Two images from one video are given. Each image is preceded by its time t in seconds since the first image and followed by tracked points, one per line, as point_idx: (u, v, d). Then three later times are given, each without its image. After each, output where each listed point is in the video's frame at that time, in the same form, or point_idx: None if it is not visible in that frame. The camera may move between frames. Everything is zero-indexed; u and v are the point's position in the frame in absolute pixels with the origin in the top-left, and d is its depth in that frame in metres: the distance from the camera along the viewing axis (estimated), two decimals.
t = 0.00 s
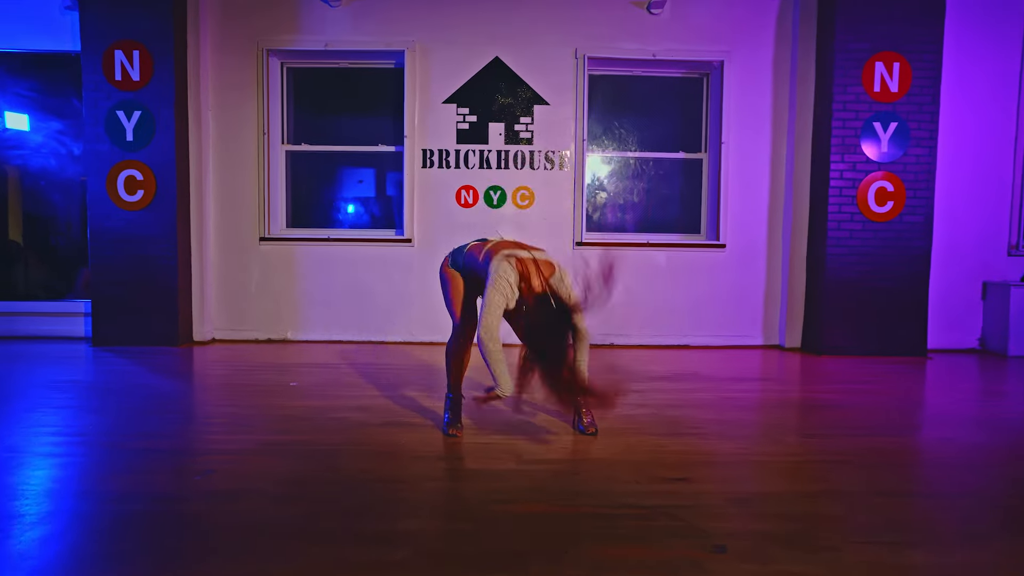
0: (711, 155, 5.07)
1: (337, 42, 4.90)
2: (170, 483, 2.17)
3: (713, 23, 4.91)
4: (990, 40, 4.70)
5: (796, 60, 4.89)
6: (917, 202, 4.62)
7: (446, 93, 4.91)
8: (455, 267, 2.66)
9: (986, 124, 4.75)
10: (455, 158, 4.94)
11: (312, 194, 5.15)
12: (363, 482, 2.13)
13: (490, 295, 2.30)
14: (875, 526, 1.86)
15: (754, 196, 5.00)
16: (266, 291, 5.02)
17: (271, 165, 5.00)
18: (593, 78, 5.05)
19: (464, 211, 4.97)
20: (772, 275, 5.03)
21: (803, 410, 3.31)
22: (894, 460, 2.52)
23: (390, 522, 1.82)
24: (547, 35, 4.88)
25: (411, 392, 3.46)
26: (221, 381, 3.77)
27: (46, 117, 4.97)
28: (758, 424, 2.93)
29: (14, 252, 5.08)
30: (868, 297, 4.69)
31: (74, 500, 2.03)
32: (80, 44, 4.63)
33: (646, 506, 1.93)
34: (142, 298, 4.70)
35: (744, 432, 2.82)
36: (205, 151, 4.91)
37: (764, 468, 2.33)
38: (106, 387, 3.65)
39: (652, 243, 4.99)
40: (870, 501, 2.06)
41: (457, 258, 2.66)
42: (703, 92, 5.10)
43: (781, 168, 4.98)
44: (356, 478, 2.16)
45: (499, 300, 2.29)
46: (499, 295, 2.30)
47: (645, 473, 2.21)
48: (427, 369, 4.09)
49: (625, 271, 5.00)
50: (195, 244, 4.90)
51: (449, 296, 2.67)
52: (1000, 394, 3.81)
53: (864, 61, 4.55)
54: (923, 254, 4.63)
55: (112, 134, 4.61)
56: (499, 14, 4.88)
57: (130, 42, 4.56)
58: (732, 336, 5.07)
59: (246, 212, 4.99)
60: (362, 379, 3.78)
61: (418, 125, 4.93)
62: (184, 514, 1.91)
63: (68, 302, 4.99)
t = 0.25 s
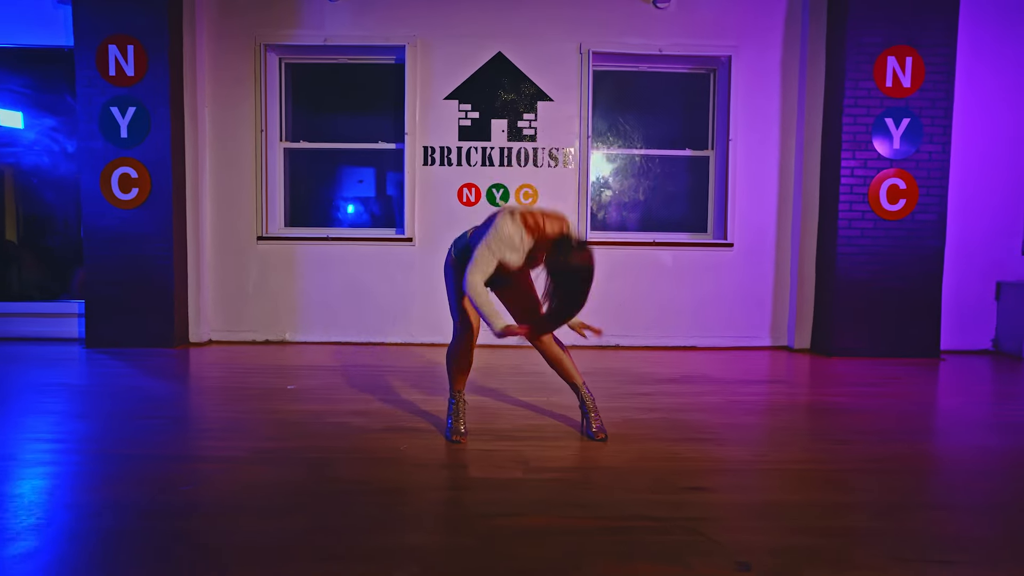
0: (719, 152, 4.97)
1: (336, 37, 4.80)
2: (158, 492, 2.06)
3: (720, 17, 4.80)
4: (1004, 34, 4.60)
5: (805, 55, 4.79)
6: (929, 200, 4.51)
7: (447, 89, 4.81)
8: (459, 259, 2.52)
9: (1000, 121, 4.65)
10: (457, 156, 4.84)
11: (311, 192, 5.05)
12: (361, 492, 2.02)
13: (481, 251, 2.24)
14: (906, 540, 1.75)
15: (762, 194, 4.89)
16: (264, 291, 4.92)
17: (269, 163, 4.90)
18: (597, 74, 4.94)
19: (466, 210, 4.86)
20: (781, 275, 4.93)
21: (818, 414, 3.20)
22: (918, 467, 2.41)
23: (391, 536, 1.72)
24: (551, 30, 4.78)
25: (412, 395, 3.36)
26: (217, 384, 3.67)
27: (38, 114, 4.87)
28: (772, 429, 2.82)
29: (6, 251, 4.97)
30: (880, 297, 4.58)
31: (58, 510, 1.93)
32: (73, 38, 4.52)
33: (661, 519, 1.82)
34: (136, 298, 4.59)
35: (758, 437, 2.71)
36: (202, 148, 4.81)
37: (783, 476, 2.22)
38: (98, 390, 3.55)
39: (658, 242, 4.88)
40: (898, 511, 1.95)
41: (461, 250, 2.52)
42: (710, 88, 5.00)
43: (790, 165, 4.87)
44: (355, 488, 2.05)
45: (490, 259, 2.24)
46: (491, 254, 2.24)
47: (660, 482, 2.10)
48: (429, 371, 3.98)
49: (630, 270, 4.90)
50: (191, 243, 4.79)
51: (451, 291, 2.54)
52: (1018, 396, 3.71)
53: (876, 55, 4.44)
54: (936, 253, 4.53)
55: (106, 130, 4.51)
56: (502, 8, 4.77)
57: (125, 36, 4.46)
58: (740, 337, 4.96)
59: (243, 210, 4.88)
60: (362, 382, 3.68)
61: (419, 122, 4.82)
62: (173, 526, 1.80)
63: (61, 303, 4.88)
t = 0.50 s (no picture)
0: (723, 148, 4.87)
1: (332, 31, 4.69)
2: (139, 501, 1.95)
3: (725, 10, 4.70)
4: (1015, 27, 4.50)
5: (811, 49, 4.68)
6: (939, 196, 4.41)
7: (446, 84, 4.71)
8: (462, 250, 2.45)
9: (1011, 115, 4.54)
10: (455, 152, 4.74)
11: (308, 189, 4.95)
12: (353, 501, 1.92)
13: (490, 200, 2.28)
14: (929, 551, 1.64)
15: (767, 191, 4.79)
16: (258, 291, 4.81)
17: (263, 160, 4.79)
18: (598, 69, 4.84)
19: (465, 208, 4.76)
20: (787, 273, 4.82)
21: (829, 416, 3.10)
22: (937, 472, 2.30)
23: (384, 549, 1.61)
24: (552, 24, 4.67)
25: (409, 397, 3.25)
26: (209, 386, 3.57)
27: (28, 110, 4.77)
28: (783, 432, 2.72)
29: None
30: (888, 295, 4.47)
31: (33, 520, 1.82)
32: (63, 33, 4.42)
33: (671, 530, 1.71)
34: (128, 298, 4.49)
35: (769, 441, 2.60)
36: (195, 145, 4.70)
37: (798, 483, 2.12)
38: (86, 393, 3.44)
39: (662, 240, 4.78)
40: (921, 520, 1.85)
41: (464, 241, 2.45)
42: (714, 83, 4.90)
43: (796, 161, 4.77)
44: (348, 497, 1.95)
45: (501, 202, 2.27)
46: (501, 198, 2.27)
47: (668, 490, 2.00)
48: (426, 373, 3.88)
49: (633, 269, 4.79)
50: (184, 242, 4.69)
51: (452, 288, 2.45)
52: None
53: (884, 48, 4.34)
54: (946, 250, 4.42)
55: (96, 126, 4.40)
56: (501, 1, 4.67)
57: (116, 30, 4.36)
58: (745, 338, 4.86)
59: (237, 209, 4.78)
60: (358, 384, 3.57)
61: (417, 118, 4.72)
62: (153, 539, 1.69)
63: (52, 303, 4.78)
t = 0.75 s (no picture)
0: (727, 149, 4.77)
1: (328, 30, 4.60)
2: (119, 523, 1.86)
3: (728, 8, 4.61)
4: None
5: (817, 48, 4.59)
6: (949, 198, 4.31)
7: (444, 84, 4.61)
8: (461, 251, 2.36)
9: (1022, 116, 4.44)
10: (454, 153, 4.65)
11: (304, 192, 4.86)
12: (343, 523, 1.82)
13: (489, 187, 2.18)
14: None
15: (772, 193, 4.69)
16: (253, 295, 4.72)
17: (258, 161, 4.70)
18: (600, 68, 4.75)
19: (463, 210, 4.67)
20: (792, 277, 4.73)
21: (838, 427, 3.00)
22: (954, 489, 2.21)
23: None
24: (552, 22, 4.58)
25: (405, 407, 3.16)
26: (200, 395, 3.47)
27: (18, 111, 4.68)
28: (792, 445, 2.62)
29: None
30: (896, 300, 4.38)
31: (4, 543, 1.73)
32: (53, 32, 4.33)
33: (678, 556, 1.61)
34: (119, 303, 4.40)
35: (777, 454, 2.51)
36: (188, 146, 4.61)
37: (809, 501, 2.02)
38: (73, 402, 3.36)
39: (664, 243, 4.68)
40: (941, 544, 1.75)
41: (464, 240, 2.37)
42: (717, 82, 4.80)
43: (801, 162, 4.67)
44: (337, 518, 1.85)
45: (501, 189, 2.17)
46: (500, 186, 2.17)
47: (673, 509, 1.90)
48: (423, 380, 3.78)
49: (635, 273, 4.70)
50: (177, 245, 4.59)
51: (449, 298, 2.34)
52: None
53: (892, 47, 4.24)
54: (955, 254, 4.32)
55: (87, 128, 4.32)
56: None
57: (106, 29, 4.27)
58: (749, 343, 4.76)
59: (232, 211, 4.69)
60: (354, 392, 3.48)
61: (415, 118, 4.62)
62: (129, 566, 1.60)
63: (43, 307, 4.69)
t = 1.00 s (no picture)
0: (730, 152, 4.72)
1: (326, 31, 4.55)
2: (107, 539, 1.81)
3: (731, 9, 4.55)
4: None
5: (821, 49, 4.53)
6: (955, 201, 4.25)
7: (444, 86, 4.56)
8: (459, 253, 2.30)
9: None
10: (454, 156, 4.59)
11: (302, 195, 4.81)
12: (338, 539, 1.77)
13: (483, 177, 2.14)
14: None
15: (775, 196, 4.64)
16: (251, 299, 4.67)
17: (256, 164, 4.65)
18: (601, 70, 4.69)
19: (463, 213, 4.61)
20: (796, 281, 4.67)
21: (844, 436, 2.95)
22: (965, 502, 2.15)
23: None
24: (553, 24, 4.53)
25: (404, 415, 3.11)
26: (197, 402, 3.42)
27: (13, 113, 4.63)
28: (798, 455, 2.57)
29: None
30: (901, 305, 4.32)
31: None
32: (48, 34, 4.28)
33: None
34: (115, 307, 4.35)
35: (783, 465, 2.45)
36: (185, 149, 4.56)
37: (817, 516, 1.97)
38: (67, 410, 3.31)
39: (666, 247, 4.63)
40: (955, 562, 1.69)
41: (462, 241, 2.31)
42: (720, 84, 4.75)
43: (805, 165, 4.62)
44: (330, 533, 1.81)
45: (493, 179, 2.13)
46: (493, 175, 2.13)
47: (676, 524, 1.85)
48: (422, 387, 3.73)
49: (636, 277, 4.64)
50: (174, 249, 4.55)
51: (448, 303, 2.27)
52: None
53: (897, 48, 4.19)
54: (961, 258, 4.27)
55: (83, 130, 4.27)
56: None
57: (103, 31, 4.22)
58: (752, 348, 4.70)
59: (229, 215, 4.64)
60: (351, 399, 3.43)
61: (414, 121, 4.58)
62: None
63: (39, 311, 4.65)
